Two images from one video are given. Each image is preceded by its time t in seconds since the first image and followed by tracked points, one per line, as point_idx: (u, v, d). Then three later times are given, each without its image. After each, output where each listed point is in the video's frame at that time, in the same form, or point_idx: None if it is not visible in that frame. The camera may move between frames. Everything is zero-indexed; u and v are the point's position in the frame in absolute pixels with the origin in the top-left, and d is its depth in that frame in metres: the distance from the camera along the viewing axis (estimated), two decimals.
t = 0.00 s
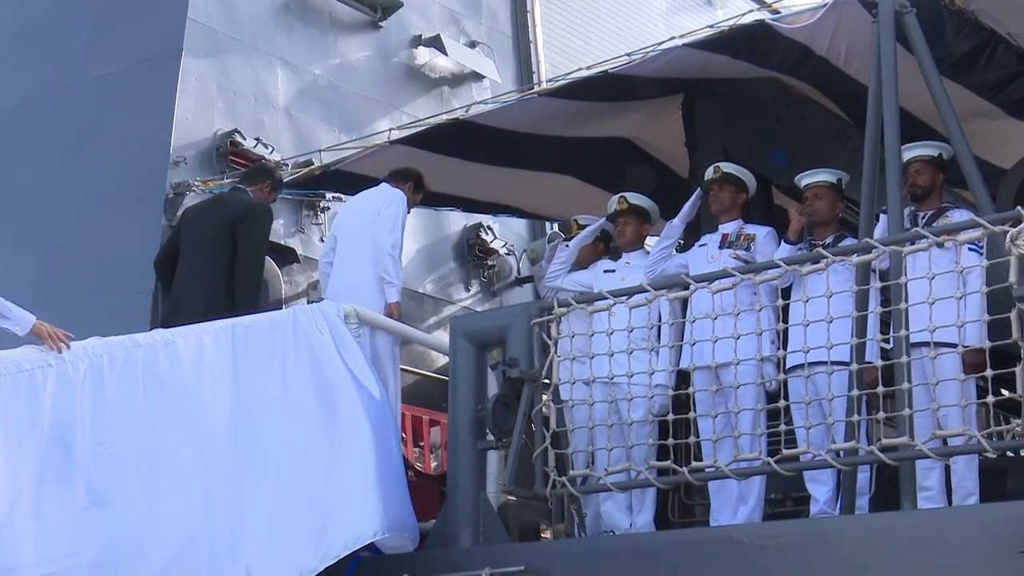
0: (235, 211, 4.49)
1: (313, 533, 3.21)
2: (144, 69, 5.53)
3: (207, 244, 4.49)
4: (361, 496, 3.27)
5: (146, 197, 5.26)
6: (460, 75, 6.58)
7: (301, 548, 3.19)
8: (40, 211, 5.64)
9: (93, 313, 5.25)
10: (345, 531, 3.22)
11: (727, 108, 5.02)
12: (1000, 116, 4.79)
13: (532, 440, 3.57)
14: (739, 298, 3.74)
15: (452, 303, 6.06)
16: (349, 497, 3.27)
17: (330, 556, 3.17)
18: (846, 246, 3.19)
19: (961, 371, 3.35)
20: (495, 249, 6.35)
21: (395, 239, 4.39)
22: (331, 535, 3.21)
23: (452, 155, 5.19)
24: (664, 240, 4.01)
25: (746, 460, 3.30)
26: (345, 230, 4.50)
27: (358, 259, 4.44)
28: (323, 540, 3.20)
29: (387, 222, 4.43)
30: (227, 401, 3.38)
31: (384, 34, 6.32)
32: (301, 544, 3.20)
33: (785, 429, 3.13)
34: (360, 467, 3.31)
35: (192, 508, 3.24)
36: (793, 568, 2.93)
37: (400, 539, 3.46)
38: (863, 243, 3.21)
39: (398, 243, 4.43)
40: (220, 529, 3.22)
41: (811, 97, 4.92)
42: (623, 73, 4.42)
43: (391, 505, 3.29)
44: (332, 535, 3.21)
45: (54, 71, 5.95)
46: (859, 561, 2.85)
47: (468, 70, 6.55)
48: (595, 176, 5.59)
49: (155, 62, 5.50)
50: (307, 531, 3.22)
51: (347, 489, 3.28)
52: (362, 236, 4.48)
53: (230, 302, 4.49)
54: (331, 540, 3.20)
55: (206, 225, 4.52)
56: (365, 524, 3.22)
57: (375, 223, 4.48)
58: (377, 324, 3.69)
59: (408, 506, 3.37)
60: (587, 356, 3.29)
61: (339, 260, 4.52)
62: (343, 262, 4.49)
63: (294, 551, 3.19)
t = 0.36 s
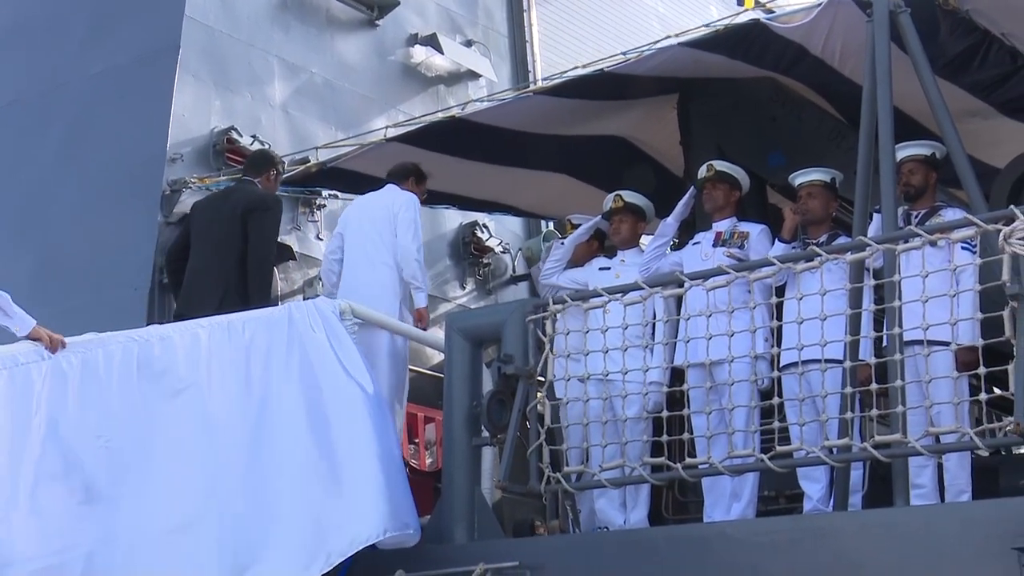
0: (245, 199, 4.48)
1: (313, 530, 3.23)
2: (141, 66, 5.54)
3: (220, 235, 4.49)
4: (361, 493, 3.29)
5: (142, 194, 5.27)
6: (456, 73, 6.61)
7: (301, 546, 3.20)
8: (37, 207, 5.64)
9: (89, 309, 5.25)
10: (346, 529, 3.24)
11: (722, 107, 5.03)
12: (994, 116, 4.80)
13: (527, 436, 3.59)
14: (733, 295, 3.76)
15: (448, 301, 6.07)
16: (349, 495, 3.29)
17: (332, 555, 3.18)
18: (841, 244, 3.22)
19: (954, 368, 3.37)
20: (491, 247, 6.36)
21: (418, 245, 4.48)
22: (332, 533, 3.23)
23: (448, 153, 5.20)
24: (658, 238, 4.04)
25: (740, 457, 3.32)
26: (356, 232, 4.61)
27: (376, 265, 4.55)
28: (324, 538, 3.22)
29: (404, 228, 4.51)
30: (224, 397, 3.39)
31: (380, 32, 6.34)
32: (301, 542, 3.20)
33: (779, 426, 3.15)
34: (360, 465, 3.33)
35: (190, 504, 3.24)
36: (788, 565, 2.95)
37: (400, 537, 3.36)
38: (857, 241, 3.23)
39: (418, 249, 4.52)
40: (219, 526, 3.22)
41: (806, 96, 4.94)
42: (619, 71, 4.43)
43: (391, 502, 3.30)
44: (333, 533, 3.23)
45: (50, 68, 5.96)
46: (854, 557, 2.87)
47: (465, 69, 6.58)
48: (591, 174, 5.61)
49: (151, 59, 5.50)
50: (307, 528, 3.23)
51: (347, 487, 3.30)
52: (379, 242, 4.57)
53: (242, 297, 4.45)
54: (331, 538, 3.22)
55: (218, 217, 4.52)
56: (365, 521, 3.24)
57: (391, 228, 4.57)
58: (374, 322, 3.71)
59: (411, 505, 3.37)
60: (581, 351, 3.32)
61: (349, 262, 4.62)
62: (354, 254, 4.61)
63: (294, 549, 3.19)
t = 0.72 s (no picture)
0: (253, 198, 4.42)
1: (309, 522, 3.24)
2: (136, 58, 5.54)
3: (223, 232, 4.42)
4: (358, 485, 3.30)
5: (137, 186, 5.27)
6: (453, 66, 6.65)
7: (299, 537, 3.21)
8: (32, 199, 5.64)
9: (84, 302, 5.25)
10: (343, 520, 3.25)
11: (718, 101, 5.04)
12: (988, 109, 4.81)
13: (522, 429, 3.60)
14: (728, 287, 3.75)
15: (444, 294, 6.10)
16: (348, 486, 3.30)
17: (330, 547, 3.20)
18: (835, 235, 3.23)
19: (949, 360, 3.38)
20: (487, 241, 6.38)
21: (412, 262, 4.49)
22: (330, 525, 3.24)
23: (444, 145, 5.20)
24: (653, 232, 4.06)
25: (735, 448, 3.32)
26: (349, 257, 4.63)
27: (373, 288, 4.56)
28: (321, 530, 3.23)
29: (395, 246, 4.51)
30: (220, 389, 3.38)
31: (376, 25, 6.35)
32: (296, 534, 3.22)
33: (774, 417, 3.16)
34: (358, 456, 3.35)
35: (184, 498, 3.23)
36: (782, 556, 2.95)
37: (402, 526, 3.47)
38: (853, 232, 3.25)
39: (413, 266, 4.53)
40: (215, 520, 3.21)
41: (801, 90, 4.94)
42: (614, 63, 4.44)
43: (391, 492, 3.32)
44: (329, 524, 3.24)
45: (44, 60, 5.96)
46: (848, 548, 2.87)
47: (460, 61, 6.63)
48: (587, 167, 5.62)
49: (147, 52, 5.50)
50: (303, 520, 3.25)
51: (344, 478, 3.31)
52: (373, 264, 4.59)
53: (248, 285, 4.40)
54: (328, 530, 3.23)
55: (223, 215, 4.45)
56: (363, 511, 3.26)
57: (383, 249, 4.58)
58: (371, 312, 3.71)
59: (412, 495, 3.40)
60: (576, 343, 3.33)
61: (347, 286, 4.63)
62: (350, 273, 4.63)
63: (291, 541, 3.21)
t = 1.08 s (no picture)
0: (258, 192, 4.46)
1: (305, 510, 3.24)
2: (135, 52, 5.54)
3: (234, 228, 4.47)
4: (355, 473, 3.28)
5: (135, 180, 5.27)
6: (451, 61, 6.67)
7: (299, 525, 3.20)
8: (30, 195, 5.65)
9: (82, 296, 5.26)
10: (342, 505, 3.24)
11: (715, 96, 5.05)
12: (986, 103, 4.82)
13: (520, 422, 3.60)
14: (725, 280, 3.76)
15: (442, 288, 6.11)
16: (345, 474, 3.28)
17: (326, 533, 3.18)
18: (833, 228, 3.23)
19: (947, 351, 3.38)
20: (484, 235, 6.40)
21: (400, 271, 4.52)
22: (327, 512, 3.23)
23: (442, 139, 5.21)
24: (651, 226, 4.07)
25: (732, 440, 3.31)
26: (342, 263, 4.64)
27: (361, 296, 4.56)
28: (318, 517, 3.22)
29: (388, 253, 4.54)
30: (218, 382, 3.37)
31: (374, 19, 6.36)
32: (293, 522, 3.21)
33: (771, 409, 3.15)
34: (355, 445, 3.33)
35: (182, 491, 3.21)
36: (780, 548, 2.95)
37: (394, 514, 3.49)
38: (851, 224, 3.24)
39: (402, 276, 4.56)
40: (213, 513, 3.20)
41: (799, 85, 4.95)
42: (612, 56, 4.45)
43: (387, 481, 3.31)
44: (329, 510, 3.24)
45: (43, 55, 5.97)
46: (845, 540, 2.87)
47: (458, 55, 6.64)
48: (585, 162, 5.63)
49: (145, 46, 5.50)
50: (300, 508, 3.24)
51: (341, 466, 3.30)
52: (363, 271, 4.60)
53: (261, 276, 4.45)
54: (325, 517, 3.22)
55: (231, 212, 4.51)
56: (359, 498, 3.24)
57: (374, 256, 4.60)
58: (367, 305, 3.72)
59: (406, 484, 3.39)
60: (573, 336, 3.32)
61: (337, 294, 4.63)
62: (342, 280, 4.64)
63: (287, 528, 3.20)
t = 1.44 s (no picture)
0: (261, 184, 4.53)
1: (300, 497, 3.25)
2: (141, 51, 5.60)
3: (241, 222, 4.51)
4: (349, 461, 3.35)
5: (141, 178, 5.33)
6: (453, 60, 6.79)
7: (308, 504, 3.25)
8: (37, 192, 5.71)
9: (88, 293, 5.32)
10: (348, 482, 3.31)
11: (714, 93, 5.09)
12: (982, 99, 4.87)
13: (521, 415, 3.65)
14: (724, 274, 3.82)
15: (445, 285, 6.18)
16: (340, 463, 3.34)
17: (318, 519, 3.21)
18: (832, 220, 3.25)
19: (944, 342, 3.40)
20: (486, 231, 6.46)
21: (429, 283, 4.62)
22: (329, 496, 3.28)
23: (444, 136, 5.26)
24: (650, 222, 4.11)
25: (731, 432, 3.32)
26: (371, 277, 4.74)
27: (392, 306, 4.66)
28: (313, 504, 3.25)
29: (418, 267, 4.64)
30: (221, 374, 3.39)
31: (377, 19, 6.46)
32: (287, 509, 3.22)
33: (769, 400, 3.16)
34: (350, 435, 3.41)
35: (185, 481, 3.19)
36: (778, 537, 2.94)
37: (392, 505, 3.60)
38: (848, 217, 3.25)
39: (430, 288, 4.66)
40: (223, 499, 3.19)
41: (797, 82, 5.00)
42: (612, 53, 4.52)
43: (382, 469, 3.39)
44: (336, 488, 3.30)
45: (49, 54, 6.04)
46: (845, 529, 2.86)
47: (461, 54, 6.76)
48: (585, 158, 5.70)
49: (151, 45, 5.56)
50: (296, 496, 3.26)
51: (342, 453, 3.36)
52: (391, 284, 4.69)
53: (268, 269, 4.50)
54: (319, 504, 3.25)
55: (236, 206, 4.56)
56: (352, 486, 3.30)
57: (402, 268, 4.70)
58: (370, 298, 3.80)
59: (406, 470, 3.50)
60: (574, 327, 3.35)
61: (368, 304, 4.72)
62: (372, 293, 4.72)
63: (282, 516, 3.20)
